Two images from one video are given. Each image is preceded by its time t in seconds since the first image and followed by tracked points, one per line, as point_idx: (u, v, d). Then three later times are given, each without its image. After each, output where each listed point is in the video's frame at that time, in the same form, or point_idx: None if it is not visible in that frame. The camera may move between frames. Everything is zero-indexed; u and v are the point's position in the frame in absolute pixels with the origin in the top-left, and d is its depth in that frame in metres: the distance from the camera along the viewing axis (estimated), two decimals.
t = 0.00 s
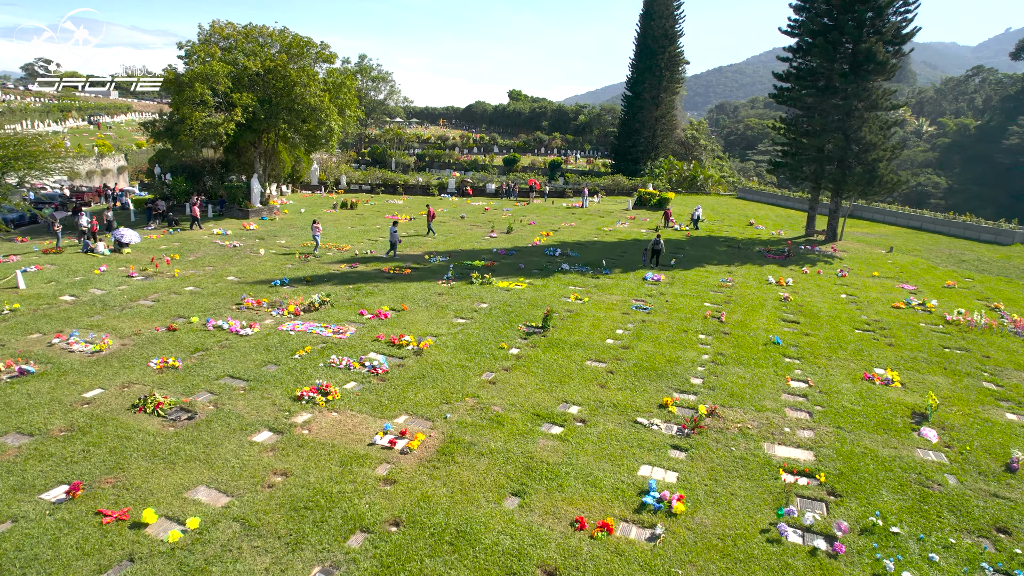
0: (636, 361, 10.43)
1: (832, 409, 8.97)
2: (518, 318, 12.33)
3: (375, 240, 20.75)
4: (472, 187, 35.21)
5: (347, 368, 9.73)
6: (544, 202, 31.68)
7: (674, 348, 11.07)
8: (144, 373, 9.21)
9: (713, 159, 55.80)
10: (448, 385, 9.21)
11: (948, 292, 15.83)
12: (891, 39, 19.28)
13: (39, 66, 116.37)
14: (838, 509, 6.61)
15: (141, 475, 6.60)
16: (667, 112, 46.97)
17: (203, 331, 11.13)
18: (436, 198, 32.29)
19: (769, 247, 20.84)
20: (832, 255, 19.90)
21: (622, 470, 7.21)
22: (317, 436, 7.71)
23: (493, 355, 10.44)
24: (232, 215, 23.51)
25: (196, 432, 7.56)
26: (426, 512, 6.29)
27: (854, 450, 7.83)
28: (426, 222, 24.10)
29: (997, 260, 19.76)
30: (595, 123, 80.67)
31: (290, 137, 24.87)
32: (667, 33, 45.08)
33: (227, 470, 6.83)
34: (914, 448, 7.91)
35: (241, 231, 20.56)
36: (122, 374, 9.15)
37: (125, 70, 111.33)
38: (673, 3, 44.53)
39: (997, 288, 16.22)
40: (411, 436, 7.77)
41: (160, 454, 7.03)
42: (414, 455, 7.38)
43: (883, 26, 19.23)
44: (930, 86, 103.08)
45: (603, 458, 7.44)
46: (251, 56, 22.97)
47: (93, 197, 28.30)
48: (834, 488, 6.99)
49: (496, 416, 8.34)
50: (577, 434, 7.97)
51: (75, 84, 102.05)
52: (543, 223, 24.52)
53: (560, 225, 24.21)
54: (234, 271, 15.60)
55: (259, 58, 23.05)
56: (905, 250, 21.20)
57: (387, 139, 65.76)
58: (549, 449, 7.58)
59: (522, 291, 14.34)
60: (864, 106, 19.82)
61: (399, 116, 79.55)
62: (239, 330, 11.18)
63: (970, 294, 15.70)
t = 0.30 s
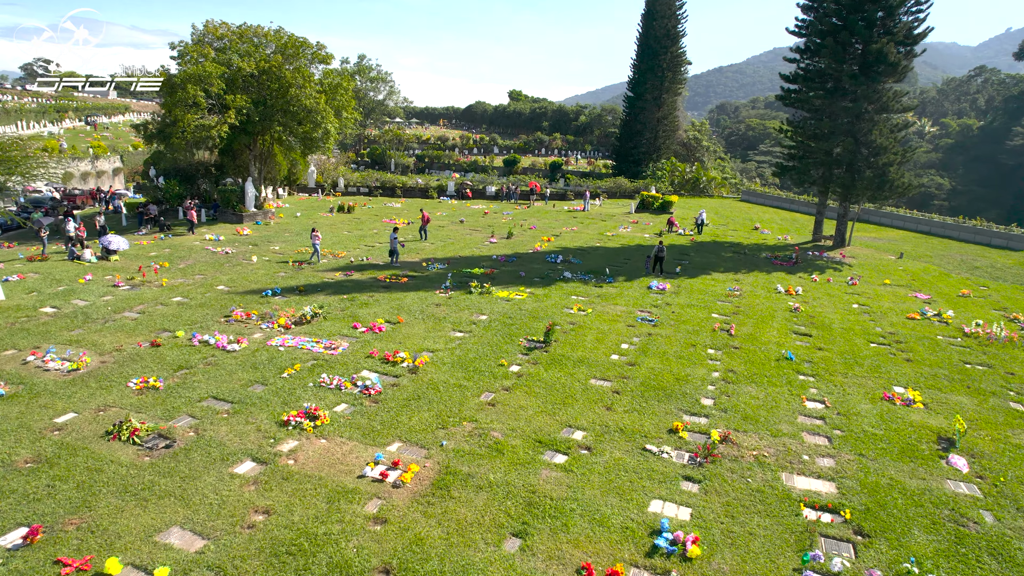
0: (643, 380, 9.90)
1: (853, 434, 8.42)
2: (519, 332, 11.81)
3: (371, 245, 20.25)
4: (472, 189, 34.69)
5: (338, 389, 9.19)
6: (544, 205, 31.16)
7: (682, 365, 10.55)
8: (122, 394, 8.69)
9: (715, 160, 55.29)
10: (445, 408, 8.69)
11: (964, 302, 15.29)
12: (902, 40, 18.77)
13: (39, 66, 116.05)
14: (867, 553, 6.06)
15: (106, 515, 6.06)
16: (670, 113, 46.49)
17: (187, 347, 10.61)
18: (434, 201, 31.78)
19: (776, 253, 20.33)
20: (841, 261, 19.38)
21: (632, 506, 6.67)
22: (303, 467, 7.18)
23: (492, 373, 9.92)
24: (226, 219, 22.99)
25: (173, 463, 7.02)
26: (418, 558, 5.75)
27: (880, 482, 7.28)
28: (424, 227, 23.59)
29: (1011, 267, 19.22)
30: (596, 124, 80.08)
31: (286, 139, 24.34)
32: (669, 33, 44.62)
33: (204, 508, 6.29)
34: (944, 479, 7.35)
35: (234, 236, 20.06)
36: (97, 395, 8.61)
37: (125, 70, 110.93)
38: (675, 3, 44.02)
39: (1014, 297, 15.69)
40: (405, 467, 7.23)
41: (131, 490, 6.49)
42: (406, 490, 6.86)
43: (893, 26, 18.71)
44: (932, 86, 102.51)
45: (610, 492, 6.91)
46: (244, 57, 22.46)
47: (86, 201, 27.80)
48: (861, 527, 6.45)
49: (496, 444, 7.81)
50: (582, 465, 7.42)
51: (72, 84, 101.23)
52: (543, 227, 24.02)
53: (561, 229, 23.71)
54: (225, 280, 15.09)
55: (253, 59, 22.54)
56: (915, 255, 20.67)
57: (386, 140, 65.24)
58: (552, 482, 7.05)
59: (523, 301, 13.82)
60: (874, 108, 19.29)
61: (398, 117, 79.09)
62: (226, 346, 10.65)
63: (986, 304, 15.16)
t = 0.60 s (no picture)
0: (651, 400, 9.37)
1: (877, 462, 7.88)
2: (520, 347, 11.28)
3: (368, 251, 19.72)
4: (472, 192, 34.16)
5: (327, 413, 8.65)
6: (545, 209, 30.63)
7: (692, 384, 10.01)
8: (97, 418, 8.15)
9: (717, 161, 54.74)
10: (441, 434, 8.16)
11: (981, 312, 14.76)
12: (914, 40, 18.24)
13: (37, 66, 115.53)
14: None
15: (68, 564, 5.52)
16: (672, 114, 45.95)
17: (171, 365, 10.08)
18: (434, 204, 31.27)
19: (783, 260, 19.81)
20: (851, 268, 18.85)
21: (644, 549, 6.13)
22: (288, 503, 6.65)
23: (492, 393, 9.39)
24: (219, 224, 22.48)
25: (147, 500, 6.48)
26: None
27: (910, 518, 6.74)
28: (422, 232, 23.07)
29: None
30: (597, 124, 79.52)
31: (281, 142, 23.82)
32: (671, 34, 44.08)
33: (177, 553, 5.75)
34: (979, 515, 6.81)
35: (227, 242, 19.54)
36: (71, 419, 8.08)
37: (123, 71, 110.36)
38: (678, 2, 43.50)
39: None
40: (397, 503, 6.69)
41: (98, 532, 5.94)
42: (399, 529, 6.32)
43: (906, 27, 18.20)
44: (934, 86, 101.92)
45: (619, 532, 6.37)
46: (238, 57, 21.93)
47: (78, 204, 27.25)
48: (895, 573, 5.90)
49: (496, 475, 7.28)
50: (589, 499, 6.88)
51: (71, 85, 100.74)
52: (545, 232, 23.50)
53: (562, 234, 23.20)
54: (215, 289, 14.56)
55: (247, 60, 22.01)
56: (926, 262, 20.15)
57: (386, 141, 64.68)
58: (557, 520, 6.51)
59: (523, 313, 13.29)
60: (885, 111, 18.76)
61: (398, 117, 78.56)
62: (212, 363, 10.11)
63: (1004, 315, 14.63)
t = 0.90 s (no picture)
0: (660, 422, 8.83)
1: (904, 493, 7.34)
2: (521, 362, 10.74)
3: (365, 257, 19.20)
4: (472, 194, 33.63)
5: (316, 438, 8.11)
6: (547, 212, 30.10)
7: (702, 404, 9.46)
8: (68, 443, 7.61)
9: (719, 162, 54.18)
10: (437, 461, 7.62)
11: (999, 323, 14.21)
12: (928, 40, 17.70)
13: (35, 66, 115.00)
14: None
15: None
16: (674, 115, 45.41)
17: (153, 383, 9.53)
18: (433, 207, 30.75)
19: (792, 266, 19.27)
20: (862, 275, 18.32)
21: None
22: (269, 542, 6.11)
23: (492, 414, 8.84)
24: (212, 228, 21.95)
25: (115, 541, 5.94)
26: None
27: (946, 560, 6.19)
28: (421, 236, 22.54)
29: None
30: (597, 125, 78.91)
31: (276, 144, 23.29)
32: (674, 34, 43.52)
33: None
34: (1021, 555, 6.27)
35: (220, 248, 19.01)
36: (40, 446, 7.54)
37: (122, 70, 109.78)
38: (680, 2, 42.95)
39: None
40: (388, 543, 6.14)
41: None
42: (390, 574, 5.78)
43: (919, 26, 17.67)
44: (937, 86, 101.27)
45: None
46: (232, 57, 21.39)
47: (70, 207, 26.74)
48: None
49: (495, 510, 6.74)
50: (597, 538, 6.33)
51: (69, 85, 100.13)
52: (546, 237, 22.96)
53: (564, 239, 22.67)
54: (204, 299, 14.03)
55: (241, 60, 21.47)
56: (939, 268, 19.61)
57: (385, 142, 64.13)
58: (562, 563, 5.97)
59: (525, 324, 12.75)
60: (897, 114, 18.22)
61: (397, 118, 78.05)
62: (196, 381, 9.56)
63: None
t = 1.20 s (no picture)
0: (670, 445, 8.28)
1: (936, 526, 6.79)
2: (522, 378, 10.19)
3: (361, 262, 18.66)
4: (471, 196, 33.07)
5: (303, 464, 7.57)
6: (548, 214, 29.55)
7: (714, 424, 8.91)
8: (35, 472, 7.07)
9: (721, 163, 53.61)
10: (432, 491, 7.08)
11: (1019, 333, 13.67)
12: (942, 40, 17.15)
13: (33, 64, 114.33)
14: None
15: None
16: (677, 116, 44.83)
17: (132, 401, 8.99)
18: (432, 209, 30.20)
19: (800, 271, 18.73)
20: (873, 281, 17.78)
21: None
22: None
23: (491, 436, 8.30)
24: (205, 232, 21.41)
25: None
26: None
27: None
28: (419, 240, 21.98)
29: None
30: (597, 125, 78.25)
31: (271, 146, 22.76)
32: (676, 33, 42.91)
33: None
34: None
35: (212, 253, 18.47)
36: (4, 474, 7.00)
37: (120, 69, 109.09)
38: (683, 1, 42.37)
39: None
40: None
41: None
42: None
43: (932, 26, 17.15)
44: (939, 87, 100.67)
45: None
46: (225, 57, 20.85)
47: (61, 209, 26.20)
48: None
49: (494, 548, 6.20)
50: None
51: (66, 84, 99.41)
52: (547, 241, 22.40)
53: (566, 242, 22.13)
54: (192, 307, 13.49)
55: (234, 60, 20.93)
56: (951, 274, 19.09)
57: (384, 142, 63.48)
58: None
59: (526, 336, 12.20)
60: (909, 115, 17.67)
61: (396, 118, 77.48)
62: (178, 400, 9.02)
63: None
